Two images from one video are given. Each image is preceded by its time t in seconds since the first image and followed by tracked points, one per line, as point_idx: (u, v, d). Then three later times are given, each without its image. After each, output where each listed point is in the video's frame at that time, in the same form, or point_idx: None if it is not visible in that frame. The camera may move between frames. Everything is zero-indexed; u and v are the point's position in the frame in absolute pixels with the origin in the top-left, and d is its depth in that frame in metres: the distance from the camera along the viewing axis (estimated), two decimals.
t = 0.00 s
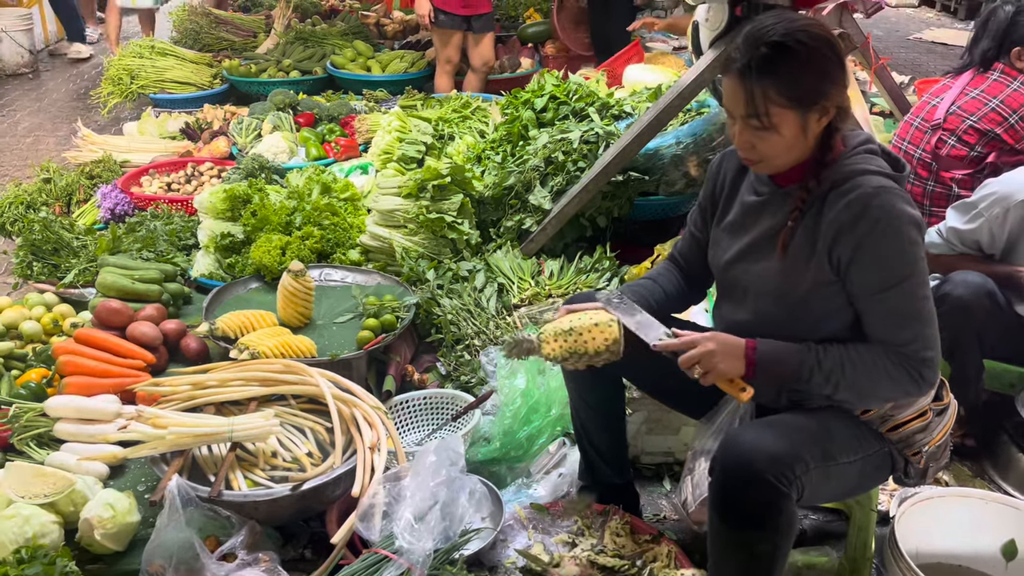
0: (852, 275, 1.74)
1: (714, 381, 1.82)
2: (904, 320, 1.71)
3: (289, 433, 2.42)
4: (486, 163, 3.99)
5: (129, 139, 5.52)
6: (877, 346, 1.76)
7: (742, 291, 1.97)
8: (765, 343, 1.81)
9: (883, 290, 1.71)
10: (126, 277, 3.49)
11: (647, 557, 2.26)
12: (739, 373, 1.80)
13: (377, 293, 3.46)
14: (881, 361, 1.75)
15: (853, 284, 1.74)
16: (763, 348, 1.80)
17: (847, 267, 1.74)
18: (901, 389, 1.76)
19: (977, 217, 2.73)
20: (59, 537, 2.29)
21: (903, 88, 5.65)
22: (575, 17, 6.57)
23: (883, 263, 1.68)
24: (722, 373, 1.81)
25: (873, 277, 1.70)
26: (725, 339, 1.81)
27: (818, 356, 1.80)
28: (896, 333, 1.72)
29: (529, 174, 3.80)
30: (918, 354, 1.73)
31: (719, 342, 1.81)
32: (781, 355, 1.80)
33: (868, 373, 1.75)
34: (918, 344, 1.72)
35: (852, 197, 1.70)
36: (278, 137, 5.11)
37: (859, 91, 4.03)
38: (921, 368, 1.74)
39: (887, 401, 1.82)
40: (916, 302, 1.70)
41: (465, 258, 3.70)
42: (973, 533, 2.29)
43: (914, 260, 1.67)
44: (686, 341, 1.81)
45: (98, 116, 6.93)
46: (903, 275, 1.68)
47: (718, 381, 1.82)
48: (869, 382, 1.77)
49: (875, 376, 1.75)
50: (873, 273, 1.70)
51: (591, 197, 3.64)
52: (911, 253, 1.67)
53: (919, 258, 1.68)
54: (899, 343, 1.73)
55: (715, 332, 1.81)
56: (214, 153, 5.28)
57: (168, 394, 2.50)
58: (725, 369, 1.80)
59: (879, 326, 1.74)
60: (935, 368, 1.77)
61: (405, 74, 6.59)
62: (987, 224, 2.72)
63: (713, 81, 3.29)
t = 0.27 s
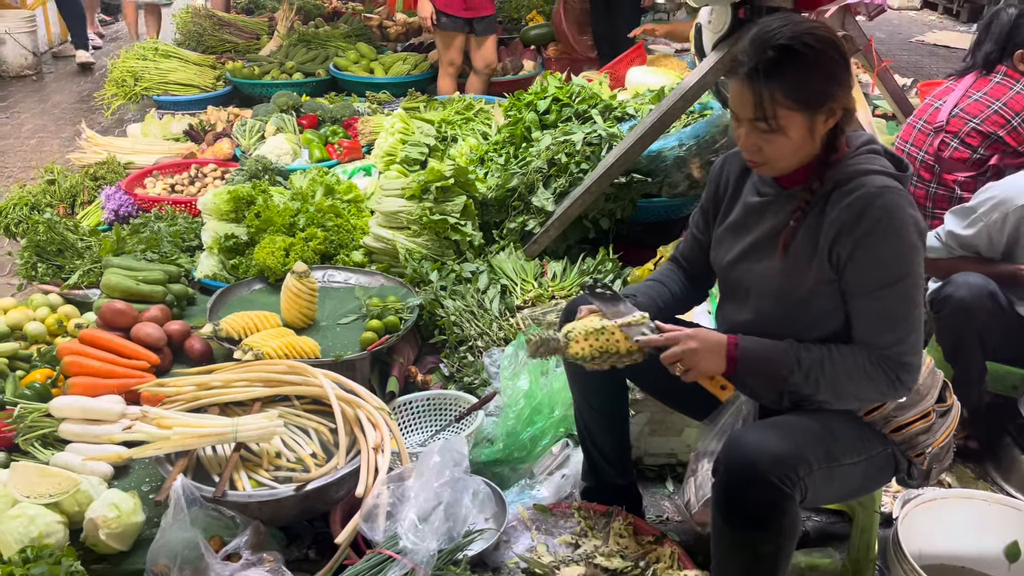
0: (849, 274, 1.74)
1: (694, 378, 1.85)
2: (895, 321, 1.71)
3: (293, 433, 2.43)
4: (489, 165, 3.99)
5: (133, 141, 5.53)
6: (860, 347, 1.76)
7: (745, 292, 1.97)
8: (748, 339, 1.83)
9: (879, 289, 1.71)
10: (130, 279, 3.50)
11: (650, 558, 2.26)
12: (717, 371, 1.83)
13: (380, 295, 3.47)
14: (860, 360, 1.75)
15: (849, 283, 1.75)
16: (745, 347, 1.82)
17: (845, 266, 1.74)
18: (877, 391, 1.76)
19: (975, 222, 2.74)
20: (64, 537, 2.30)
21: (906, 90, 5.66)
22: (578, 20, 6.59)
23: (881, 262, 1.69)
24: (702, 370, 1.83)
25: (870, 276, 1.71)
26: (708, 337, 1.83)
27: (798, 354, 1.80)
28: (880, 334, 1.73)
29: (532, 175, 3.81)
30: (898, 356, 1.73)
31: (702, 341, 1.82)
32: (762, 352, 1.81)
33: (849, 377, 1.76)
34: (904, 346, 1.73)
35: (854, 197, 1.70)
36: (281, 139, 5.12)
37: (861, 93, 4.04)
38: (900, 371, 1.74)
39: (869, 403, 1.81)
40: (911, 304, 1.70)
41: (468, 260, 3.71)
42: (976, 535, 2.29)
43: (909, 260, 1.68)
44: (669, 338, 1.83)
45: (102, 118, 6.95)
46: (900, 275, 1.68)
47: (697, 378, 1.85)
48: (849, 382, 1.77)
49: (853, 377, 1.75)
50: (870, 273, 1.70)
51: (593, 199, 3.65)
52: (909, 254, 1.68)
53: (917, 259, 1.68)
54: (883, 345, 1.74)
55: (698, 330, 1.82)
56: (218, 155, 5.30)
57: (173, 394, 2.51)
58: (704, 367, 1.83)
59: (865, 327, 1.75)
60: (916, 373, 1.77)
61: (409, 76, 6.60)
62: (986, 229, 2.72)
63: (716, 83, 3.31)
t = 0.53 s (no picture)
0: (854, 274, 1.74)
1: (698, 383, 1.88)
2: (895, 321, 1.72)
3: (298, 434, 2.43)
4: (493, 166, 4.00)
5: (137, 142, 5.55)
6: (858, 348, 1.77)
7: (749, 293, 1.98)
8: (750, 342, 1.83)
9: (883, 289, 1.71)
10: (135, 280, 3.51)
11: (654, 560, 2.26)
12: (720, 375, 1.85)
13: (384, 296, 3.47)
14: (858, 360, 1.76)
15: (854, 283, 1.75)
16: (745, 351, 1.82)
17: (851, 266, 1.74)
18: (877, 390, 1.76)
19: (977, 228, 2.74)
20: (70, 537, 2.31)
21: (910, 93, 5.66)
22: (582, 22, 6.59)
23: (885, 262, 1.69)
24: (704, 377, 1.86)
25: (875, 276, 1.71)
26: (708, 343, 1.84)
27: (799, 356, 1.80)
28: (880, 334, 1.73)
29: (536, 177, 3.83)
30: (898, 356, 1.73)
31: (701, 347, 1.84)
32: (762, 355, 1.81)
33: (850, 377, 1.76)
34: (904, 344, 1.73)
35: (860, 198, 1.71)
36: (285, 140, 5.13)
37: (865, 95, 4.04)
38: (899, 371, 1.74)
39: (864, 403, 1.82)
40: (915, 302, 1.70)
41: (472, 261, 3.72)
42: (980, 536, 2.29)
43: (913, 260, 1.68)
44: (669, 346, 1.85)
45: (106, 119, 6.97)
46: (905, 275, 1.69)
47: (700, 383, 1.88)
48: (849, 382, 1.77)
49: (852, 378, 1.76)
50: (874, 272, 1.71)
51: (597, 200, 3.65)
52: (913, 253, 1.68)
53: (921, 258, 1.69)
54: (879, 346, 1.74)
55: (696, 337, 1.84)
56: (222, 157, 5.32)
57: (178, 395, 2.52)
58: (707, 372, 1.85)
59: (865, 326, 1.75)
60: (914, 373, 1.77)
61: (412, 78, 6.61)
62: (987, 236, 2.73)
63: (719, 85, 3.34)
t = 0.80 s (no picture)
0: (856, 278, 1.74)
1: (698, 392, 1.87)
2: (899, 325, 1.71)
3: (300, 436, 2.43)
4: (495, 168, 4.01)
5: (141, 143, 5.56)
6: (862, 352, 1.76)
7: (752, 297, 1.97)
8: (754, 350, 1.82)
9: (886, 293, 1.71)
10: (138, 281, 3.52)
11: (655, 563, 2.26)
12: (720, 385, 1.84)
13: (386, 297, 3.48)
14: (865, 365, 1.75)
15: (860, 287, 1.75)
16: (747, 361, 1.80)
17: (854, 270, 1.74)
18: (882, 396, 1.75)
19: (980, 232, 2.74)
20: (71, 538, 2.31)
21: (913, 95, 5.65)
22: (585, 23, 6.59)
23: (887, 265, 1.69)
24: (704, 388, 1.85)
25: (877, 280, 1.71)
26: (707, 355, 1.82)
27: (804, 363, 1.80)
28: (883, 338, 1.73)
29: (538, 179, 3.83)
30: (902, 361, 1.73)
31: (700, 361, 1.82)
32: (766, 363, 1.81)
33: (857, 383, 1.75)
34: (914, 348, 1.72)
35: (863, 201, 1.71)
36: (288, 142, 5.14)
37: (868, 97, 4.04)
38: (904, 376, 1.74)
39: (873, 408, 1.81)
40: (918, 306, 1.70)
41: (474, 263, 3.72)
42: (982, 540, 2.28)
43: (916, 264, 1.68)
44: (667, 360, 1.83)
45: (110, 120, 6.98)
46: (908, 279, 1.69)
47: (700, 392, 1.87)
48: (854, 389, 1.76)
49: (861, 384, 1.75)
50: (878, 276, 1.70)
51: (599, 202, 3.65)
52: (916, 256, 1.68)
53: (923, 262, 1.69)
54: (887, 350, 1.73)
55: (696, 350, 1.81)
56: (225, 158, 5.32)
57: (180, 396, 2.52)
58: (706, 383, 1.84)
59: (871, 331, 1.75)
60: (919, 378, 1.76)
61: (415, 79, 6.62)
62: (990, 240, 2.73)
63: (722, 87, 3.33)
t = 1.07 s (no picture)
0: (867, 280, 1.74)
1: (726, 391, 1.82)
2: (919, 324, 1.71)
3: (301, 434, 2.43)
4: (498, 168, 4.02)
5: (145, 142, 5.58)
6: (890, 351, 1.76)
7: (757, 298, 1.97)
8: (781, 352, 1.82)
9: (899, 294, 1.71)
10: (141, 279, 3.53)
11: (657, 563, 2.25)
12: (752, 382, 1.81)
13: (389, 297, 3.49)
14: (895, 363, 1.74)
15: (869, 289, 1.75)
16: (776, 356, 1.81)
17: (863, 272, 1.74)
18: (915, 393, 1.74)
19: (984, 233, 2.74)
20: (74, 536, 2.32)
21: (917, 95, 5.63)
22: (588, 23, 6.59)
23: (897, 267, 1.69)
24: (733, 382, 1.81)
25: (888, 281, 1.71)
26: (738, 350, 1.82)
27: (832, 362, 1.80)
28: (910, 337, 1.72)
29: (541, 179, 3.83)
30: (931, 356, 1.72)
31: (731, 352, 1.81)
32: (790, 365, 1.80)
33: (886, 381, 1.75)
34: (932, 347, 1.72)
35: (866, 203, 1.71)
36: (291, 141, 5.15)
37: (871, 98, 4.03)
38: (937, 371, 1.73)
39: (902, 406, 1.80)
40: (929, 307, 1.70)
41: (476, 263, 3.72)
42: (984, 542, 2.28)
43: (927, 264, 1.68)
44: (697, 351, 1.83)
45: (114, 120, 7.01)
46: (916, 280, 1.68)
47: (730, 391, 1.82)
48: (884, 387, 1.76)
49: (890, 381, 1.74)
50: (888, 278, 1.70)
51: (602, 202, 3.65)
52: (925, 257, 1.68)
53: (932, 262, 1.68)
54: (916, 348, 1.72)
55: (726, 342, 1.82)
56: (228, 157, 5.33)
57: (183, 395, 2.52)
58: (737, 378, 1.80)
59: (894, 330, 1.74)
60: (951, 371, 1.75)
61: (418, 79, 6.62)
62: (994, 241, 2.72)
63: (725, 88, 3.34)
